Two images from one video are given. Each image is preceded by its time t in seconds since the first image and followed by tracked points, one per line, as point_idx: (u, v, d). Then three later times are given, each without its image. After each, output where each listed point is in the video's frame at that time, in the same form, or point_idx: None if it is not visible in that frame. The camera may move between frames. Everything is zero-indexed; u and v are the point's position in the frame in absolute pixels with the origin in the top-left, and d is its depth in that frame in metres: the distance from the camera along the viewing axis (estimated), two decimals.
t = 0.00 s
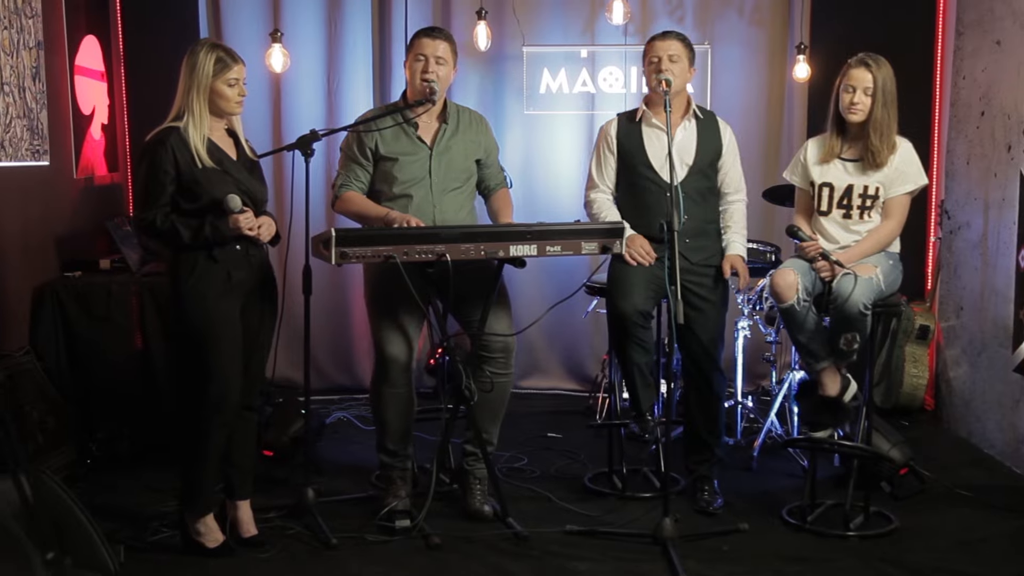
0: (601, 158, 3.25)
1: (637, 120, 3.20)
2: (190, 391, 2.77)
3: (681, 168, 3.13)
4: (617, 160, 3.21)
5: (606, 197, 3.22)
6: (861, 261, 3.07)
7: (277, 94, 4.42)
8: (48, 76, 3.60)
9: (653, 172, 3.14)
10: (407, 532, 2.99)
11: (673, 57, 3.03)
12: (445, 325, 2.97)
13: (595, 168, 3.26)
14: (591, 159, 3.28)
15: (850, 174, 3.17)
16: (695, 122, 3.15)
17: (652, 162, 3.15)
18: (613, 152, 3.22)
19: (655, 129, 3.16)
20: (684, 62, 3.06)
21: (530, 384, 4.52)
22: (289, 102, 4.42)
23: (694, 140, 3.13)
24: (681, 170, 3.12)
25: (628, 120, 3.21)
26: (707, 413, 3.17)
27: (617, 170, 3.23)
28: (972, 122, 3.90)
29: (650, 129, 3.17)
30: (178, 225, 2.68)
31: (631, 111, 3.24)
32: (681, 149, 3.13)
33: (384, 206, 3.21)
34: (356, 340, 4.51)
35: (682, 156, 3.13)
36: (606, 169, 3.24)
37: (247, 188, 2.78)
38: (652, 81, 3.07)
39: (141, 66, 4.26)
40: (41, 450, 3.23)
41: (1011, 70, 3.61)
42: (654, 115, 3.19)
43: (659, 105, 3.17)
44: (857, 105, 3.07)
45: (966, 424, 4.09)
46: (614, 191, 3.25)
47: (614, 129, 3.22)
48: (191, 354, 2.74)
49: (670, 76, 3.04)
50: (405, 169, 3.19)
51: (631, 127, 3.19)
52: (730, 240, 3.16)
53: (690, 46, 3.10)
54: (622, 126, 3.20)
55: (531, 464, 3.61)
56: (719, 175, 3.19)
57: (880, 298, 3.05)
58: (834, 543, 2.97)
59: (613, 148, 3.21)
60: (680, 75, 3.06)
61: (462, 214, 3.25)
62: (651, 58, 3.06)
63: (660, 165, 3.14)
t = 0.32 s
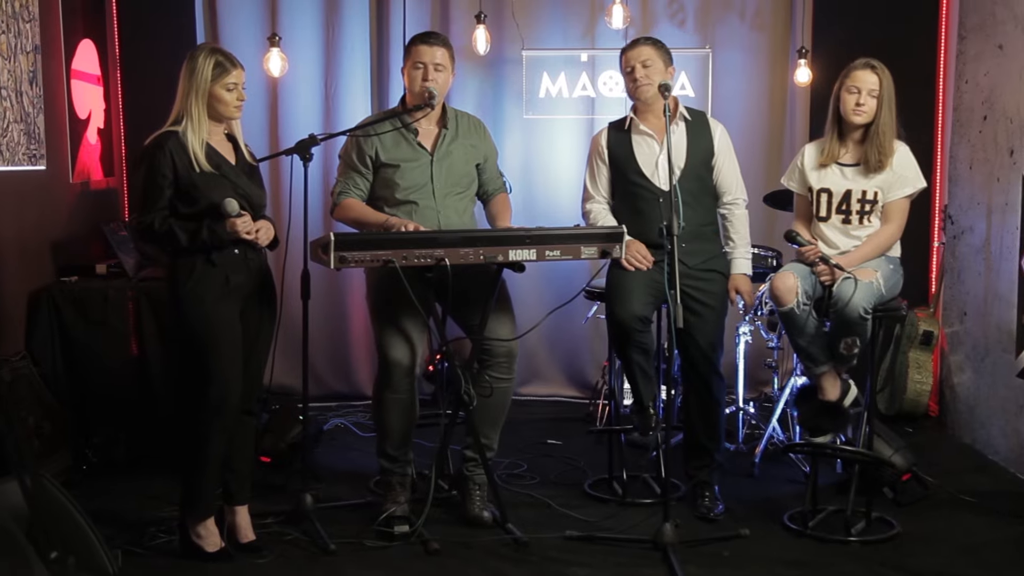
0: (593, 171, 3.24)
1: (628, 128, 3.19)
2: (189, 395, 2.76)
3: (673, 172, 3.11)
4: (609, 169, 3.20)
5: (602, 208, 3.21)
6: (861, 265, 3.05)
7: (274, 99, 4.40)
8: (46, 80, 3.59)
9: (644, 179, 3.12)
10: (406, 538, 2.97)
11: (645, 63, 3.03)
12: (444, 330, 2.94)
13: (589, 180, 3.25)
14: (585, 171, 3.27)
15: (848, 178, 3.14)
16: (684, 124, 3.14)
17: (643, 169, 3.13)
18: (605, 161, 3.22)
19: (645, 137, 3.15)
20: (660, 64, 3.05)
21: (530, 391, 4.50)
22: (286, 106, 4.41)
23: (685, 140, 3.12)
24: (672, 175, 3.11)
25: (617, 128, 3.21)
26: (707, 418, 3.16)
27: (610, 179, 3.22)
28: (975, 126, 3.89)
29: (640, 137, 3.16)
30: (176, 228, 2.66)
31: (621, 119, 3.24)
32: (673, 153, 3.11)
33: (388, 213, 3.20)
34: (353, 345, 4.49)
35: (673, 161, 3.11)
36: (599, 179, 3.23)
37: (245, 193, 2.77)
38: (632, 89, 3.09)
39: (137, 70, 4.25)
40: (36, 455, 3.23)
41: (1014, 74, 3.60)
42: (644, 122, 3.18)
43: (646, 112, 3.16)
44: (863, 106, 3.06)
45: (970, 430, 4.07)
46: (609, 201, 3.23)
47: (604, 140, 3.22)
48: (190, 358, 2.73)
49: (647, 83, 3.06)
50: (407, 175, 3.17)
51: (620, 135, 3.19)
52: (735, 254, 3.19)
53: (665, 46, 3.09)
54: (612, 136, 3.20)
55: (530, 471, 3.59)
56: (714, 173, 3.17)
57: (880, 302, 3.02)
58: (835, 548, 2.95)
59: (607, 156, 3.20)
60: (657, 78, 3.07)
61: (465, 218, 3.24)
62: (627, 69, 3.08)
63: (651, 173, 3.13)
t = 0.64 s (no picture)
0: (594, 178, 3.22)
1: (627, 135, 3.16)
2: (189, 402, 2.73)
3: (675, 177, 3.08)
4: (609, 176, 3.18)
5: (603, 215, 3.20)
6: (863, 272, 3.02)
7: (271, 105, 4.38)
8: (41, 86, 3.57)
9: (645, 186, 3.09)
10: (405, 546, 2.94)
11: (638, 72, 3.02)
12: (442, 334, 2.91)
13: (590, 188, 3.23)
14: (586, 178, 3.25)
15: (849, 185, 3.11)
16: (684, 130, 3.11)
17: (644, 176, 3.10)
18: (605, 169, 3.19)
19: (646, 143, 3.11)
20: (653, 72, 3.03)
21: (530, 399, 4.47)
22: (284, 112, 4.38)
23: (687, 146, 3.09)
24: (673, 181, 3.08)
25: (617, 135, 3.17)
26: (709, 426, 3.13)
27: (612, 185, 3.19)
28: (980, 132, 3.87)
29: (640, 144, 3.12)
30: (178, 234, 2.63)
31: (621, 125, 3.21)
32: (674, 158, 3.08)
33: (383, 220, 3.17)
34: (352, 353, 4.46)
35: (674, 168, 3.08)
36: (600, 187, 3.21)
37: (246, 200, 2.74)
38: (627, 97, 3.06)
39: (133, 76, 4.25)
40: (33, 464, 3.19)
41: (1018, 79, 3.58)
42: (643, 129, 3.15)
43: (645, 119, 3.13)
44: (865, 112, 3.02)
45: (975, 437, 4.04)
46: (611, 208, 3.21)
47: (604, 147, 3.19)
48: (190, 365, 2.70)
49: (642, 91, 3.04)
50: (404, 182, 3.15)
51: (620, 143, 3.15)
52: (735, 259, 3.16)
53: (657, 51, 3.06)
54: (612, 143, 3.16)
55: (530, 479, 3.56)
56: (715, 176, 3.14)
57: (883, 309, 3.00)
58: (839, 557, 2.92)
59: (607, 163, 3.17)
60: (652, 85, 3.05)
61: (462, 224, 3.21)
62: (620, 78, 3.06)
63: (652, 179, 3.09)
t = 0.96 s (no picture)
0: (605, 181, 3.16)
1: (641, 140, 3.11)
2: (185, 414, 2.68)
3: (686, 186, 3.05)
4: (621, 182, 3.13)
5: (612, 221, 3.14)
6: (870, 280, 2.97)
7: (271, 112, 4.33)
8: (37, 93, 3.55)
9: (655, 194, 3.05)
10: (405, 560, 2.89)
11: (653, 79, 2.98)
12: (444, 345, 2.85)
13: (600, 190, 3.17)
14: (596, 180, 3.20)
15: (855, 193, 3.07)
16: (698, 139, 3.07)
17: (655, 183, 3.06)
18: (618, 175, 3.14)
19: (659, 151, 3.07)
20: (668, 80, 2.99)
21: (532, 409, 4.41)
22: (283, 119, 4.34)
23: (700, 156, 3.05)
24: (685, 190, 3.05)
25: (630, 139, 3.13)
26: (714, 437, 3.08)
27: (622, 192, 3.14)
28: (986, 139, 3.83)
29: (653, 150, 3.08)
30: (178, 243, 2.59)
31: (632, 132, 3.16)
32: (686, 167, 3.05)
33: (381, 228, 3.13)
34: (351, 362, 4.41)
35: (686, 176, 3.05)
36: (610, 190, 3.15)
37: (247, 208, 2.70)
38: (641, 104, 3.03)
39: (131, 85, 4.25)
40: (26, 475, 3.19)
41: None
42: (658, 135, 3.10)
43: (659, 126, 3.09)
44: (871, 119, 2.97)
45: (982, 447, 3.99)
46: (620, 213, 3.16)
47: (616, 151, 3.14)
48: (189, 376, 2.65)
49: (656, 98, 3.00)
50: (402, 191, 3.11)
51: (633, 148, 3.10)
52: (741, 272, 3.10)
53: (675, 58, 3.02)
54: (625, 146, 3.12)
55: (532, 490, 3.51)
56: (727, 189, 3.10)
57: (891, 318, 2.95)
58: (847, 570, 2.87)
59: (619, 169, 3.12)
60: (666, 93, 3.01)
61: (460, 233, 3.17)
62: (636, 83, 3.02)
63: (663, 187, 3.05)
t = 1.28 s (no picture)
0: (620, 184, 3.09)
1: (660, 146, 3.04)
2: (179, 431, 2.61)
3: (700, 199, 2.98)
4: (637, 188, 3.05)
5: (622, 225, 3.07)
6: (883, 292, 2.90)
7: (271, 120, 4.27)
8: (33, 101, 3.50)
9: (668, 203, 2.98)
10: None
11: (679, 85, 2.92)
12: (446, 358, 2.78)
13: (613, 193, 3.10)
14: (611, 182, 3.12)
15: (870, 203, 3.00)
16: (718, 151, 3.00)
17: (669, 193, 2.98)
18: (634, 181, 3.06)
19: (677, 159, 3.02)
20: (695, 89, 2.94)
21: (536, 422, 4.34)
22: (283, 127, 4.28)
23: (717, 169, 2.98)
24: (698, 202, 2.98)
25: (648, 144, 3.06)
26: (723, 454, 3.01)
27: (636, 199, 3.07)
28: (996, 148, 3.76)
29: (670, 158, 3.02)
30: (173, 256, 2.51)
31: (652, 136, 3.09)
32: (703, 179, 2.98)
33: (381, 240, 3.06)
34: (352, 375, 4.35)
35: (702, 188, 2.98)
36: (624, 194, 3.07)
37: (244, 219, 2.63)
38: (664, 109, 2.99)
39: (130, 94, 4.19)
40: (19, 493, 3.12)
41: None
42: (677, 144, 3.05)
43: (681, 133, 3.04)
44: (888, 126, 2.91)
45: (994, 462, 3.92)
46: (631, 218, 3.09)
47: (634, 154, 3.07)
48: (184, 392, 2.58)
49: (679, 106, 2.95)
50: (404, 202, 3.05)
51: (650, 153, 3.04)
52: (753, 291, 3.03)
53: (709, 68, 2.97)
54: (644, 151, 3.04)
55: (537, 507, 3.44)
56: (743, 206, 3.03)
57: (905, 332, 2.87)
58: None
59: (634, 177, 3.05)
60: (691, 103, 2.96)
61: (463, 244, 3.10)
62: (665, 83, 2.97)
63: (676, 197, 2.97)
